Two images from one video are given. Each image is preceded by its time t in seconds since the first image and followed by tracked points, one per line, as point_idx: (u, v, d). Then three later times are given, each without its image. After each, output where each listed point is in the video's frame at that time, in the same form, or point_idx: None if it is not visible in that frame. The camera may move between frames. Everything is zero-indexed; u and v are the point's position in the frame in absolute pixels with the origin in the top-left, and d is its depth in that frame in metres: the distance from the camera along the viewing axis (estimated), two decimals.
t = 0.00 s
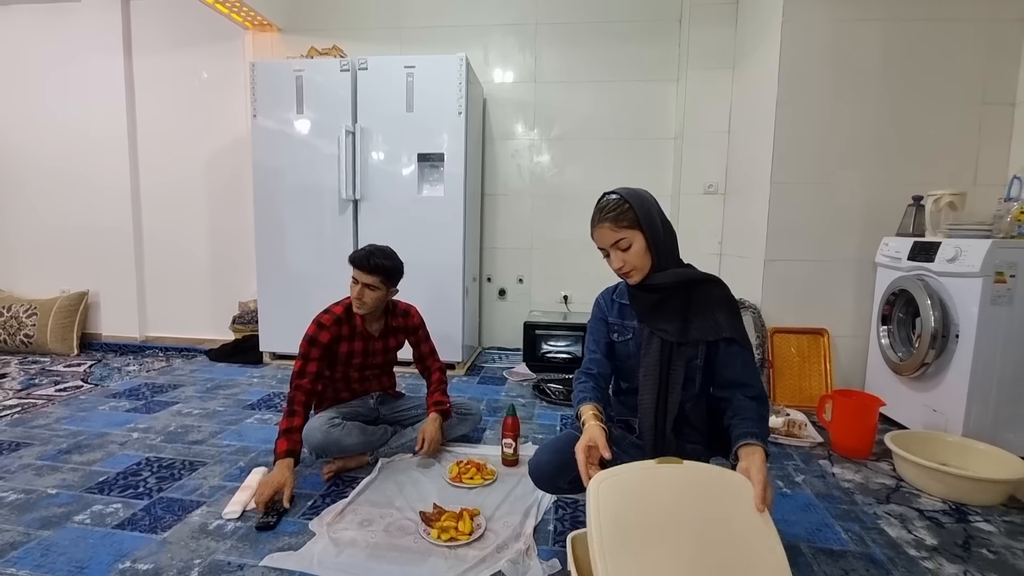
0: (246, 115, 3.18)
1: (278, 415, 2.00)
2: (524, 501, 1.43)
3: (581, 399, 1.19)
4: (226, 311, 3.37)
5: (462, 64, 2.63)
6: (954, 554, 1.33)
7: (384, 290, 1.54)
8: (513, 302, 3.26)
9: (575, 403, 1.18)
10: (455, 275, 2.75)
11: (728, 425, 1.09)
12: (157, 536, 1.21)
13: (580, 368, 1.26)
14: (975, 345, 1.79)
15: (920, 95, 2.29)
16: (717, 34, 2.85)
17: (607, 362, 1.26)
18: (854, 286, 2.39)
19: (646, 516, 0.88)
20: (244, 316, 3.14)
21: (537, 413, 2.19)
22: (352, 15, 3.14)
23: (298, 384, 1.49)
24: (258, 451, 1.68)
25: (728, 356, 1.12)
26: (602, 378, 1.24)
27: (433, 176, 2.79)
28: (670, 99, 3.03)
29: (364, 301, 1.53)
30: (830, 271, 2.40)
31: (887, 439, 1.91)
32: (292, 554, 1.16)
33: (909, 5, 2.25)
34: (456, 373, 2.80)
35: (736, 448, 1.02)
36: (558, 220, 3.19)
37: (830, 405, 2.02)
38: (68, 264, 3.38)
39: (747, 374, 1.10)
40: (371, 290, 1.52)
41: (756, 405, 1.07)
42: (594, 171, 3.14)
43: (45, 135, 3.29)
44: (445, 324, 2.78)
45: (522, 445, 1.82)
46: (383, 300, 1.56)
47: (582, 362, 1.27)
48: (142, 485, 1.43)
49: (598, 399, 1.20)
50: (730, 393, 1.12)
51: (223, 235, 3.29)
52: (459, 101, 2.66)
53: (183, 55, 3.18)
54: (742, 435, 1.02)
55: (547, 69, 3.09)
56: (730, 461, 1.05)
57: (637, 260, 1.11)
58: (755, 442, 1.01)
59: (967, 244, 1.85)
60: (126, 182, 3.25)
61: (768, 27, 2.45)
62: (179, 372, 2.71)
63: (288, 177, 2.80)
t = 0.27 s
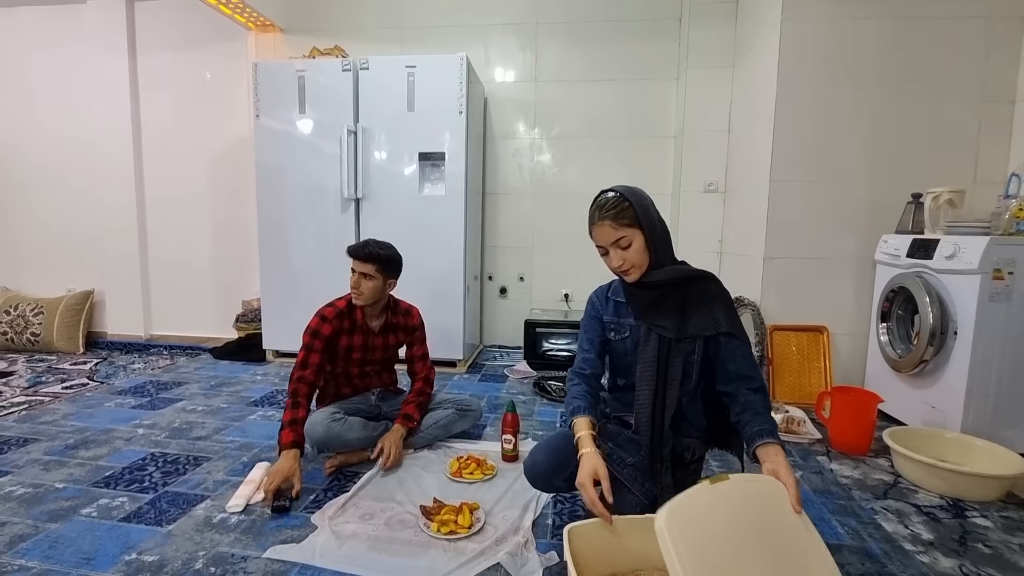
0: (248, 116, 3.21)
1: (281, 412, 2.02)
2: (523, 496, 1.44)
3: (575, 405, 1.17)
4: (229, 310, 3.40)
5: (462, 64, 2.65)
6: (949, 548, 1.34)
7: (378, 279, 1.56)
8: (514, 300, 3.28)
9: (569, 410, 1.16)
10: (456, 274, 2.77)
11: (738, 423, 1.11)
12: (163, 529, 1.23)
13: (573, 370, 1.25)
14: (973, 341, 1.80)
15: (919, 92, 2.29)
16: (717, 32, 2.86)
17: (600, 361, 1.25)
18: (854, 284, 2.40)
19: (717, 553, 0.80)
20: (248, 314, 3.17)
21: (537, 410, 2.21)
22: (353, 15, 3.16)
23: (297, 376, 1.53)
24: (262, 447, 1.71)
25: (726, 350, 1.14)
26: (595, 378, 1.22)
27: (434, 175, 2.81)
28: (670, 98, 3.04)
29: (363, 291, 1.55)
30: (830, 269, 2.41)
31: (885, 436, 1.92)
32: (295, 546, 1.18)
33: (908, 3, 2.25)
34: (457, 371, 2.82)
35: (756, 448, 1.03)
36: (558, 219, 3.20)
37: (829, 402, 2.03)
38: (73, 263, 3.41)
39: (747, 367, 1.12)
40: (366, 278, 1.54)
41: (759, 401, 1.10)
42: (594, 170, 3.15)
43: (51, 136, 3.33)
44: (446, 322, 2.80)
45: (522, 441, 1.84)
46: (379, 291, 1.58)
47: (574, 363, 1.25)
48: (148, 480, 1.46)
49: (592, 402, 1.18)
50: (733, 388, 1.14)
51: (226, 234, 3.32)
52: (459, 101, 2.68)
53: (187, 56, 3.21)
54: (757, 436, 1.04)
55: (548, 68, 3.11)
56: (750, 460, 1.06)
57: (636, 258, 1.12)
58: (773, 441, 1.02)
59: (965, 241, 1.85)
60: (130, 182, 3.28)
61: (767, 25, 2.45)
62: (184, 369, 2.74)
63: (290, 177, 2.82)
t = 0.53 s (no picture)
0: (251, 115, 3.23)
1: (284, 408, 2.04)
2: (522, 490, 1.46)
3: (585, 436, 1.07)
4: (233, 307, 3.42)
5: (464, 62, 2.66)
6: (946, 543, 1.35)
7: (379, 273, 1.58)
8: (515, 298, 3.30)
9: (580, 442, 1.06)
10: (457, 271, 2.78)
11: (727, 413, 1.17)
12: (168, 522, 1.25)
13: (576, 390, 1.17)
14: (972, 338, 1.81)
15: (919, 89, 2.29)
16: (718, 30, 2.86)
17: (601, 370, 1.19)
18: (854, 281, 2.41)
19: (770, 568, 0.77)
20: (251, 312, 3.19)
21: (538, 406, 2.22)
22: (356, 14, 3.17)
23: (298, 365, 1.54)
24: (265, 442, 1.73)
25: (722, 341, 1.17)
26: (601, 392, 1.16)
27: (436, 173, 2.82)
28: (671, 96, 3.05)
29: (362, 284, 1.57)
30: (829, 266, 2.41)
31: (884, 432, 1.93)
32: (297, 539, 1.20)
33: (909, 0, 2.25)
34: (458, 368, 2.84)
35: (750, 446, 1.10)
36: (560, 216, 3.21)
37: (828, 399, 2.04)
38: (78, 261, 3.44)
39: (735, 355, 1.17)
40: (366, 272, 1.56)
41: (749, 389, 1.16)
42: (595, 168, 3.16)
43: (56, 135, 3.35)
44: (448, 319, 2.82)
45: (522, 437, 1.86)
46: (380, 285, 1.60)
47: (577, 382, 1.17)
48: (153, 474, 1.48)
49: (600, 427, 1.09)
50: (722, 376, 1.18)
51: (230, 232, 3.34)
52: (461, 99, 2.69)
53: (190, 55, 3.23)
54: (754, 429, 1.11)
55: (549, 66, 3.11)
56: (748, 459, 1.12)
57: (622, 259, 1.11)
58: (766, 436, 1.09)
59: (964, 238, 1.86)
60: (134, 180, 3.31)
61: (768, 23, 2.45)
62: (188, 366, 2.77)
63: (293, 175, 2.84)
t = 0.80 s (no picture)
0: (252, 113, 3.24)
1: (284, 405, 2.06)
2: (521, 487, 1.47)
3: (588, 455, 1.06)
4: (234, 304, 3.44)
5: (464, 61, 2.67)
6: (942, 540, 1.36)
7: (374, 269, 1.59)
8: (515, 296, 3.30)
9: (584, 463, 1.04)
10: (457, 269, 2.79)
11: (718, 412, 1.18)
12: (169, 516, 1.26)
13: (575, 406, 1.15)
14: (970, 337, 1.81)
15: (917, 89, 2.30)
16: (718, 29, 2.87)
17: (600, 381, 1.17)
18: (852, 281, 2.41)
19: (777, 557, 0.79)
20: (252, 309, 3.21)
21: (537, 404, 2.23)
22: (357, 13, 3.18)
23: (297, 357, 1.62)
24: (265, 438, 1.74)
25: (717, 339, 1.18)
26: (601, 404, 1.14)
27: (436, 171, 2.84)
28: (671, 95, 3.05)
29: (358, 281, 1.57)
30: (828, 265, 2.42)
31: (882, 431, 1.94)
32: (298, 533, 1.21)
33: None
34: (458, 366, 2.85)
35: (736, 450, 1.13)
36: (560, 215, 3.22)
37: (826, 397, 2.05)
38: (80, 258, 3.45)
39: (730, 351, 1.18)
40: (361, 269, 1.57)
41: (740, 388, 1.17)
42: (595, 167, 3.16)
43: (58, 133, 3.37)
44: (448, 317, 2.83)
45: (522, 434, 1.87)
46: (375, 281, 1.60)
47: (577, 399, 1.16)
48: (155, 469, 1.49)
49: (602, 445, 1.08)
50: (715, 374, 1.19)
51: (231, 230, 3.35)
52: (461, 98, 2.70)
53: (192, 53, 3.24)
54: (744, 432, 1.12)
55: (550, 65, 3.12)
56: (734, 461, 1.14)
57: (611, 268, 1.08)
58: (752, 440, 1.11)
59: (962, 238, 1.86)
60: (136, 178, 3.32)
61: (768, 23, 2.46)
62: (189, 363, 2.78)
63: (294, 173, 2.85)
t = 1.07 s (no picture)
0: (255, 112, 3.25)
1: (287, 402, 2.07)
2: (522, 484, 1.48)
3: (575, 444, 1.10)
4: (237, 303, 3.45)
5: (466, 60, 2.68)
6: (940, 537, 1.37)
7: (375, 267, 1.60)
8: (516, 294, 3.31)
9: (570, 451, 1.09)
10: (459, 267, 2.80)
11: (715, 418, 1.18)
12: (174, 512, 1.27)
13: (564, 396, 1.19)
14: (970, 336, 1.81)
15: (919, 88, 2.30)
16: (719, 28, 2.87)
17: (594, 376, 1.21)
18: (853, 279, 2.42)
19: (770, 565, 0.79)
20: (254, 308, 3.22)
21: (538, 402, 2.24)
22: (359, 12, 3.19)
23: (305, 354, 1.62)
24: (268, 435, 1.75)
25: (716, 345, 1.18)
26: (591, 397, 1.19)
27: (438, 170, 2.84)
28: (673, 94, 3.05)
29: (357, 280, 1.59)
30: (829, 264, 2.42)
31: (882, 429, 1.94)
32: (300, 529, 1.22)
33: None
34: (459, 364, 2.86)
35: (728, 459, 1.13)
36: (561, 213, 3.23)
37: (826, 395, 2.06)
38: (84, 256, 3.47)
39: (729, 358, 1.18)
40: (361, 269, 1.58)
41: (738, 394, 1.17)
42: (597, 165, 3.17)
43: (62, 132, 3.38)
44: (449, 315, 2.84)
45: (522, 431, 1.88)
46: (374, 280, 1.62)
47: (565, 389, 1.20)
48: (159, 465, 1.51)
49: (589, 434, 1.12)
50: (713, 379, 1.18)
51: (233, 229, 3.37)
52: (463, 97, 2.70)
53: (195, 52, 3.25)
54: (736, 443, 1.12)
55: (551, 64, 3.13)
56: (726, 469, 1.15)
57: (614, 269, 1.09)
58: (744, 451, 1.11)
59: (963, 236, 1.87)
60: (139, 177, 3.34)
61: (769, 22, 2.46)
62: (192, 361, 2.79)
63: (296, 172, 2.86)
